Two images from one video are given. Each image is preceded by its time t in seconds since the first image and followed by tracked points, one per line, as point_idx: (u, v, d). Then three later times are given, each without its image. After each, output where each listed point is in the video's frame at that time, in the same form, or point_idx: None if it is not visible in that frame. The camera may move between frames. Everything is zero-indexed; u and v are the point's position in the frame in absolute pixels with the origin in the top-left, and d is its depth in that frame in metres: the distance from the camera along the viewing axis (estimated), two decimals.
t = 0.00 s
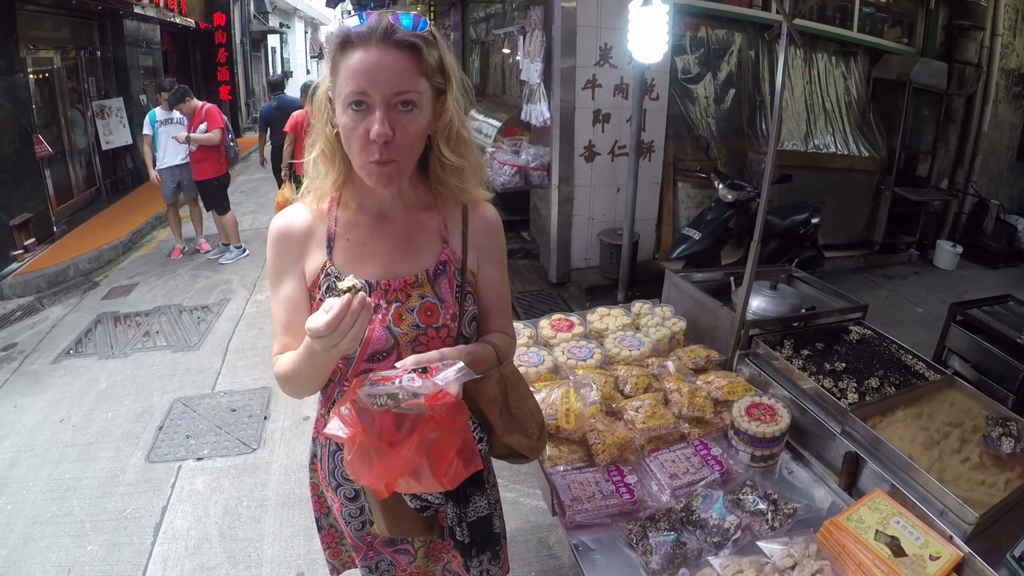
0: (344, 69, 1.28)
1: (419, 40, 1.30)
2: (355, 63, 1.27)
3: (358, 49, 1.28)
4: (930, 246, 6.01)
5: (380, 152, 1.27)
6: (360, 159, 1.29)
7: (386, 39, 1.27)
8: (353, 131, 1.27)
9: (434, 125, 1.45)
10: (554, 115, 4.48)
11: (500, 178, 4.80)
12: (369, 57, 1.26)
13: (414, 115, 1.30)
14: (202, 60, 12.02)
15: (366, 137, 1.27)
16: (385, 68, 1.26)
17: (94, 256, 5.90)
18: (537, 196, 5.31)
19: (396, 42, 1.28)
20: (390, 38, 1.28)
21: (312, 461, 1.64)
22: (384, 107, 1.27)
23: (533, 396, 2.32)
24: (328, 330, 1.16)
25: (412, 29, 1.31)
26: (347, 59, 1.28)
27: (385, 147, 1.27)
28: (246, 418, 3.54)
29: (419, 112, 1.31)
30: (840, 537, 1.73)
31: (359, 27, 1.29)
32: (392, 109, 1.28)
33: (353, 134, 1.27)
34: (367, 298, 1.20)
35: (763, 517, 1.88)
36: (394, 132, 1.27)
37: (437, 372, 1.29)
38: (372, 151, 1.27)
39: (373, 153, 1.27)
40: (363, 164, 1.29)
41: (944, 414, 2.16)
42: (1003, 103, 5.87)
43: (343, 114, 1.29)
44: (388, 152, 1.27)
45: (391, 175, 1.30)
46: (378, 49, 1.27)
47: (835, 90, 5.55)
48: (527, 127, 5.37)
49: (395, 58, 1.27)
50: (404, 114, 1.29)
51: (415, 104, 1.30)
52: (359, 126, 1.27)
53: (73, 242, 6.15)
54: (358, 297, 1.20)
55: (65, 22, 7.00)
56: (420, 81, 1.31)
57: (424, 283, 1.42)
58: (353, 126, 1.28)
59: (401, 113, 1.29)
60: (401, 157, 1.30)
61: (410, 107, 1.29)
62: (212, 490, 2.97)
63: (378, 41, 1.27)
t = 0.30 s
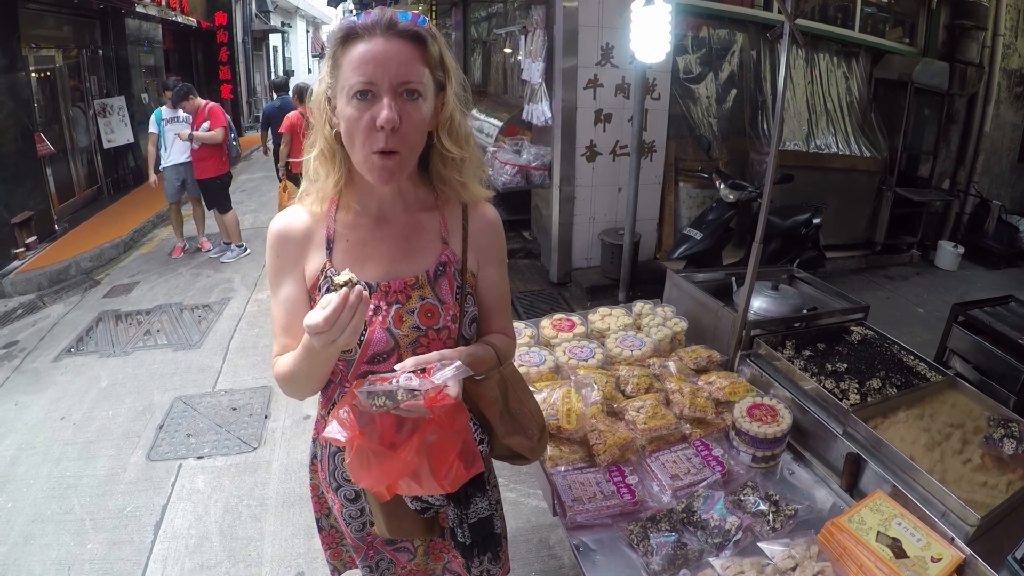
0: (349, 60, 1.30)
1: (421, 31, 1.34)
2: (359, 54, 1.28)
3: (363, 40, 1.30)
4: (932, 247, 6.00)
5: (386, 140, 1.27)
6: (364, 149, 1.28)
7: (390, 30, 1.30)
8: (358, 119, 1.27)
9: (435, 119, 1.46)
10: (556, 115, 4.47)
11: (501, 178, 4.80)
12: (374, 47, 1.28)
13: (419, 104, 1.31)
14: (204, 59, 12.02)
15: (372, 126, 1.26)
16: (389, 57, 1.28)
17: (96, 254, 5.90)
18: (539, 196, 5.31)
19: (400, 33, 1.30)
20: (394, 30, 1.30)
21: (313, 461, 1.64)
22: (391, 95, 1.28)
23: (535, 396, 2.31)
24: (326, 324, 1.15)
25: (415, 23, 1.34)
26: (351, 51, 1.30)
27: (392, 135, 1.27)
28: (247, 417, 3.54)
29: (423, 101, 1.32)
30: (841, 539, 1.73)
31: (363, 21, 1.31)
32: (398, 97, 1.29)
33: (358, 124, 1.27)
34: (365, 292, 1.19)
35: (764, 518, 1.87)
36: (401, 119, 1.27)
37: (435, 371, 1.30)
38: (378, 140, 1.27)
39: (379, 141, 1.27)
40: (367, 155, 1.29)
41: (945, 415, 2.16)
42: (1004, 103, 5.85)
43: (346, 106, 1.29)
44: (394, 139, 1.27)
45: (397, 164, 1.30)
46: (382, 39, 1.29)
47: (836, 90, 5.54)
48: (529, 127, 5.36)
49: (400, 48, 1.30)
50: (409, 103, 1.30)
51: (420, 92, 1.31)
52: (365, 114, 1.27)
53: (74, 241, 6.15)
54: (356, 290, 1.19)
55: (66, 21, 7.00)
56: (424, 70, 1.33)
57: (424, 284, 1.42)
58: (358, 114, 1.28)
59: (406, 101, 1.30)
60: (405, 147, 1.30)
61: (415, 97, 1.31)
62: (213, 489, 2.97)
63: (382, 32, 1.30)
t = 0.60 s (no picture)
0: (354, 51, 1.31)
1: (426, 24, 1.36)
2: (365, 44, 1.29)
3: (368, 32, 1.31)
4: (935, 248, 5.99)
5: (393, 121, 1.26)
6: (371, 133, 1.27)
7: (395, 22, 1.33)
8: (365, 103, 1.26)
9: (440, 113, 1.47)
10: (559, 115, 4.46)
11: (504, 178, 4.79)
12: (380, 36, 1.30)
13: (426, 90, 1.31)
14: (207, 58, 12.05)
15: (379, 109, 1.26)
16: (395, 44, 1.29)
17: (99, 253, 5.91)
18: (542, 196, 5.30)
19: (405, 24, 1.33)
20: (399, 21, 1.33)
21: (315, 460, 1.64)
22: (398, 79, 1.28)
23: (539, 397, 2.31)
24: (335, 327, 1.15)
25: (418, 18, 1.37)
26: (357, 42, 1.31)
27: (400, 116, 1.26)
28: (249, 416, 3.54)
29: (429, 89, 1.32)
30: (845, 541, 1.72)
31: (368, 15, 1.33)
32: (405, 82, 1.29)
33: (364, 107, 1.26)
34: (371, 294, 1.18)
35: (768, 520, 1.87)
36: (409, 101, 1.27)
37: (441, 381, 1.30)
38: (385, 122, 1.26)
39: (388, 121, 1.26)
40: (374, 138, 1.28)
41: (949, 418, 2.15)
42: (1008, 104, 5.82)
43: (353, 93, 1.29)
44: (403, 121, 1.26)
45: (405, 146, 1.28)
46: (387, 29, 1.31)
47: (840, 91, 5.53)
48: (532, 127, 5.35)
49: (405, 37, 1.31)
50: (416, 88, 1.30)
51: (426, 79, 1.32)
52: (373, 97, 1.26)
53: (78, 239, 6.17)
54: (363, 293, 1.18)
55: (70, 20, 7.00)
56: (430, 58, 1.34)
57: (429, 288, 1.42)
58: (366, 98, 1.27)
59: (413, 86, 1.30)
60: (414, 130, 1.28)
61: (422, 83, 1.31)
62: (215, 487, 2.97)
63: (387, 24, 1.32)
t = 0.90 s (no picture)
0: (362, 54, 1.29)
1: (435, 29, 1.35)
2: (372, 48, 1.28)
3: (377, 35, 1.30)
4: (941, 251, 5.95)
5: (397, 131, 1.26)
6: (374, 140, 1.27)
7: (404, 27, 1.31)
8: (370, 109, 1.26)
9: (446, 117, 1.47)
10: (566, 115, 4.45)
11: (510, 177, 4.78)
12: (389, 41, 1.28)
13: (433, 98, 1.31)
14: (213, 56, 12.08)
15: (383, 117, 1.25)
16: (403, 51, 1.27)
17: (104, 249, 5.93)
18: (548, 195, 5.29)
19: (414, 30, 1.31)
20: (408, 26, 1.31)
21: (319, 461, 1.63)
22: (404, 88, 1.27)
23: (546, 397, 2.30)
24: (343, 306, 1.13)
25: (428, 21, 1.35)
26: (364, 45, 1.30)
27: (405, 125, 1.25)
28: (254, 414, 3.54)
29: (436, 97, 1.32)
30: (853, 547, 1.71)
31: (377, 17, 1.32)
32: (411, 91, 1.28)
33: (369, 112, 1.26)
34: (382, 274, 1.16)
35: (775, 524, 1.86)
36: (414, 111, 1.26)
37: (448, 379, 1.29)
38: (390, 131, 1.26)
39: (393, 131, 1.26)
40: (377, 143, 1.27)
41: (957, 423, 2.13)
42: (1016, 106, 5.75)
43: (358, 97, 1.28)
44: (408, 131, 1.26)
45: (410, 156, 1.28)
46: (395, 35, 1.30)
47: (847, 92, 5.51)
48: (538, 126, 5.34)
49: (413, 42, 1.30)
50: (423, 97, 1.29)
51: (433, 87, 1.31)
52: (378, 105, 1.26)
53: (84, 235, 6.18)
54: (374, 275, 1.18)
55: (76, 17, 7.01)
56: (437, 64, 1.33)
57: (435, 287, 1.41)
58: (371, 105, 1.26)
59: (418, 95, 1.29)
60: (418, 140, 1.29)
61: (429, 92, 1.30)
62: (219, 484, 2.98)
63: (396, 28, 1.30)
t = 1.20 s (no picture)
0: (373, 59, 1.28)
1: (448, 32, 1.33)
2: (384, 54, 1.27)
3: (388, 39, 1.29)
4: (950, 253, 5.91)
5: (409, 142, 1.25)
6: (386, 149, 1.26)
7: (416, 32, 1.29)
8: (381, 117, 1.25)
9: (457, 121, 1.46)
10: (574, 113, 4.43)
11: (519, 176, 4.79)
12: (401, 47, 1.27)
13: (444, 106, 1.29)
14: (220, 53, 12.11)
15: (395, 127, 1.25)
16: (415, 58, 1.26)
17: (111, 245, 5.95)
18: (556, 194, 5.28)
19: (426, 36, 1.29)
20: (420, 32, 1.29)
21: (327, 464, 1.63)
22: (416, 97, 1.26)
23: (557, 398, 2.29)
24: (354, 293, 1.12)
25: (440, 24, 1.33)
26: (376, 50, 1.28)
27: (416, 137, 1.25)
28: (261, 411, 3.55)
29: (448, 104, 1.30)
30: (865, 551, 1.68)
31: (388, 18, 1.29)
32: (423, 100, 1.27)
33: (380, 121, 1.25)
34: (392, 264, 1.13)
35: (788, 528, 1.84)
36: (426, 121, 1.26)
37: (463, 376, 1.29)
38: (402, 141, 1.25)
39: (404, 143, 1.25)
40: (388, 153, 1.27)
41: (969, 427, 2.11)
42: None
43: (369, 104, 1.27)
44: (419, 141, 1.26)
45: (420, 166, 1.28)
46: (408, 40, 1.28)
47: (856, 93, 5.47)
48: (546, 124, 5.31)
49: (426, 49, 1.28)
50: (434, 104, 1.28)
51: (445, 95, 1.29)
52: (389, 115, 1.25)
53: (91, 231, 6.21)
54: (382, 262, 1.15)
55: (83, 14, 7.02)
56: (450, 71, 1.31)
57: (445, 284, 1.40)
58: (381, 114, 1.25)
59: (430, 102, 1.28)
60: (429, 151, 1.28)
61: (441, 100, 1.29)
62: (225, 482, 2.98)
63: (408, 33, 1.29)
